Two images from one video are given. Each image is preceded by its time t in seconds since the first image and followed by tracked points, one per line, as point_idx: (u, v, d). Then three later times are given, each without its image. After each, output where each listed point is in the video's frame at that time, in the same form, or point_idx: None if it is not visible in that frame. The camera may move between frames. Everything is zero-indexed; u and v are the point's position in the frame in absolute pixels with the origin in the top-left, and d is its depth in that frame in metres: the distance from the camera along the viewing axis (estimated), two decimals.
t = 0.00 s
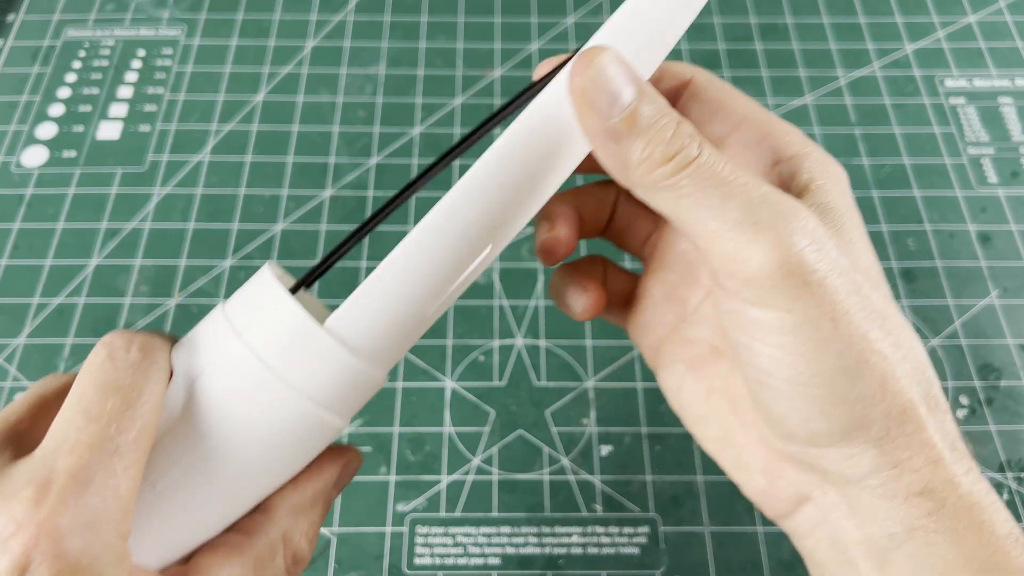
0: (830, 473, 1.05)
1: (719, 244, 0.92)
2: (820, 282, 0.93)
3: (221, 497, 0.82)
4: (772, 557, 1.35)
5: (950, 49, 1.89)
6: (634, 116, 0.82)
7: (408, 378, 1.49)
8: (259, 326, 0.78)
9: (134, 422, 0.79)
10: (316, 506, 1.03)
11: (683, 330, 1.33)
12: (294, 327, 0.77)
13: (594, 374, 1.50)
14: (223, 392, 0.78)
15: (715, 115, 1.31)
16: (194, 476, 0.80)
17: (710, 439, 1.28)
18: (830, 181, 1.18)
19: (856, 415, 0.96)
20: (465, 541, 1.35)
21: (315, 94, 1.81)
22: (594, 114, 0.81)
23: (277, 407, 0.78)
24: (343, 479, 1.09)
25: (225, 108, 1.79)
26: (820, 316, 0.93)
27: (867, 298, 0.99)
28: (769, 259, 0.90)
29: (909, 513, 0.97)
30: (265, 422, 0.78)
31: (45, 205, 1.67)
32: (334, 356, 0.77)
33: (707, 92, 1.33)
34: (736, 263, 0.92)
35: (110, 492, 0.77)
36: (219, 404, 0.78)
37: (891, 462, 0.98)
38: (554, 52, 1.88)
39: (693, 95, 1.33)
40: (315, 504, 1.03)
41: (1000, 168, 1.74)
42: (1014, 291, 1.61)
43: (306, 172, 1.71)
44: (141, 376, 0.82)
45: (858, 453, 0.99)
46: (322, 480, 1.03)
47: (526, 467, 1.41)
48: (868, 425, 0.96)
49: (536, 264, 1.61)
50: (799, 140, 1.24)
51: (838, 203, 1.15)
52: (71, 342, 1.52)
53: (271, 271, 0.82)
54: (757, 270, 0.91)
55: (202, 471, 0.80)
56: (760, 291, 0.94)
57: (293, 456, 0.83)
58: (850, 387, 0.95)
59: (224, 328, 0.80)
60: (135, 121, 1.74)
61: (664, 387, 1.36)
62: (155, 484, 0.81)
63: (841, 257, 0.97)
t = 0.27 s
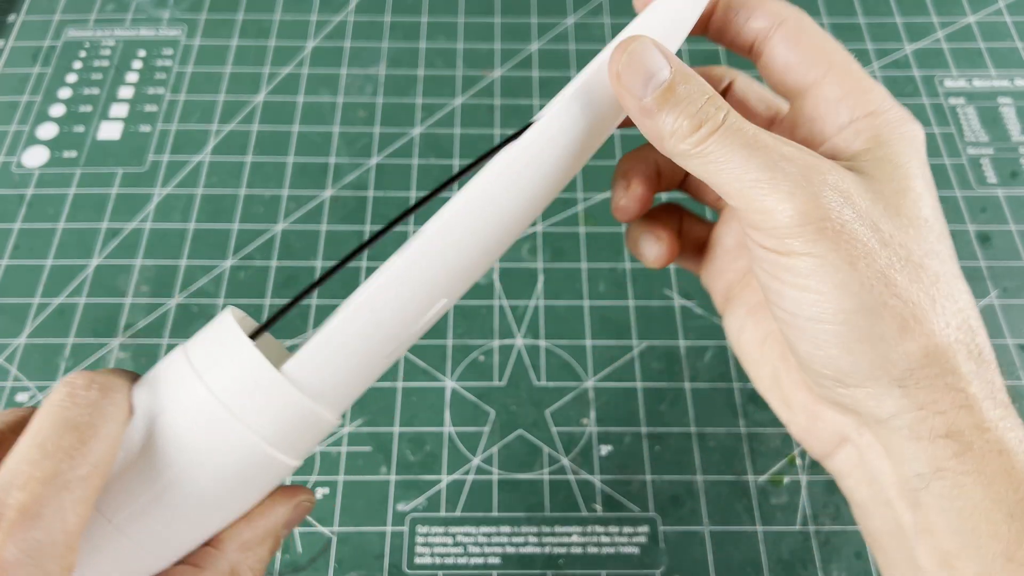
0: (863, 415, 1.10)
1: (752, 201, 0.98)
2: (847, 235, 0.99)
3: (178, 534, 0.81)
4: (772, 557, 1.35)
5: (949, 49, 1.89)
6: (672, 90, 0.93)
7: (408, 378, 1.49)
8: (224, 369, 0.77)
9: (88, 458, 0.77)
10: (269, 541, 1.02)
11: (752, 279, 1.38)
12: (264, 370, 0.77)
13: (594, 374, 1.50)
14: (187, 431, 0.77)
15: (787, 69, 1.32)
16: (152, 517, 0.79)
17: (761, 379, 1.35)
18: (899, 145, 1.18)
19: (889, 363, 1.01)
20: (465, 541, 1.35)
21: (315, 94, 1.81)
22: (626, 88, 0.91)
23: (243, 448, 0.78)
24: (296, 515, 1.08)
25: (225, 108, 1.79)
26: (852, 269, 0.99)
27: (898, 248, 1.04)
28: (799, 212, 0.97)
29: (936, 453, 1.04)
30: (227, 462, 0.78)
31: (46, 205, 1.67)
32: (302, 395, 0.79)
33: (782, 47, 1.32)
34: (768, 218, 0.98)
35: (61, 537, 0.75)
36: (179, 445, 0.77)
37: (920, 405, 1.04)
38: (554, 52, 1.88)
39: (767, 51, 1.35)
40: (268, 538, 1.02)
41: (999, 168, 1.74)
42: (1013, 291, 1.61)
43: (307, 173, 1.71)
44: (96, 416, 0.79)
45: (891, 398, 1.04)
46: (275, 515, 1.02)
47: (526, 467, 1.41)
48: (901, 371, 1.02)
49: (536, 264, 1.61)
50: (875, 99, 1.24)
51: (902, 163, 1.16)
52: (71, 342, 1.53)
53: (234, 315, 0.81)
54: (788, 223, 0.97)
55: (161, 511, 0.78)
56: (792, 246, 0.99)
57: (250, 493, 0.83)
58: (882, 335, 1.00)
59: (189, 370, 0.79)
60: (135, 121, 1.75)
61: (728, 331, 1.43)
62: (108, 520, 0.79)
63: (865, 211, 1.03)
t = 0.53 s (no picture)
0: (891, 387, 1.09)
1: (765, 185, 0.97)
2: (867, 209, 0.94)
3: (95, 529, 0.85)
4: (771, 556, 1.36)
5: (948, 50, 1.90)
6: (684, 85, 1.02)
7: (408, 377, 1.50)
8: (154, 367, 0.82)
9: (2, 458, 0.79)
10: (192, 541, 1.04)
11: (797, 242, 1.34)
12: (192, 370, 0.82)
13: (594, 374, 1.50)
14: (113, 428, 0.81)
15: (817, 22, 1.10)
16: (71, 512, 0.82)
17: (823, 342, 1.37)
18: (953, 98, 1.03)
19: (911, 336, 0.97)
20: (466, 540, 1.36)
21: (316, 95, 1.82)
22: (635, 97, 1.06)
23: (164, 443, 0.83)
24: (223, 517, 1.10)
25: (226, 109, 1.79)
26: (871, 245, 0.94)
27: (925, 216, 0.95)
28: (809, 195, 0.94)
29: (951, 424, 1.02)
30: (145, 456, 0.83)
31: (47, 205, 1.67)
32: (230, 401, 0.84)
33: None
34: (780, 205, 0.97)
35: None
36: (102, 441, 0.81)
37: (948, 377, 0.99)
38: (554, 53, 1.89)
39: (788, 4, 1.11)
40: (190, 538, 1.04)
41: (999, 168, 1.74)
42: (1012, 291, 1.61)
43: (308, 173, 1.71)
44: (10, 414, 0.82)
45: (915, 371, 1.02)
46: (200, 514, 1.04)
47: (526, 466, 1.42)
48: (928, 345, 0.97)
49: (536, 264, 1.62)
50: (930, 36, 1.05)
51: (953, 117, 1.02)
52: (73, 342, 1.53)
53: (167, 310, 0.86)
54: (799, 210, 0.95)
55: (80, 507, 0.82)
56: (806, 230, 0.97)
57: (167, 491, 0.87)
58: (905, 311, 0.95)
59: (116, 366, 0.82)
60: (136, 122, 1.75)
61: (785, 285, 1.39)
62: (28, 520, 0.82)
63: (893, 179, 0.96)
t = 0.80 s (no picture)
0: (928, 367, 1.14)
1: (810, 181, 1.02)
2: (913, 204, 0.98)
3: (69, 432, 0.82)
4: (771, 556, 1.36)
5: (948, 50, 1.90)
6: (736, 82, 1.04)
7: (408, 377, 1.50)
8: (173, 279, 0.75)
9: None
10: (160, 453, 1.07)
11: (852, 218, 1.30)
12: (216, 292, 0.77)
13: (594, 374, 1.51)
14: (109, 334, 0.75)
15: (864, 30, 1.12)
16: (50, 416, 0.78)
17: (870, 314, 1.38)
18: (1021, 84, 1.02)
19: (951, 325, 1.03)
20: (465, 539, 1.36)
21: (316, 95, 1.82)
22: (691, 94, 1.09)
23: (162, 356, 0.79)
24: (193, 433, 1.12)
25: (226, 109, 1.79)
26: (914, 239, 0.99)
27: (973, 204, 0.99)
28: (855, 191, 0.98)
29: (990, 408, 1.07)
30: (134, 367, 0.79)
31: (47, 205, 1.67)
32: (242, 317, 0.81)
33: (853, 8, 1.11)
34: (824, 200, 1.01)
35: None
36: (97, 345, 0.75)
37: (987, 361, 1.04)
38: (554, 53, 1.89)
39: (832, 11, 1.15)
40: (159, 450, 1.06)
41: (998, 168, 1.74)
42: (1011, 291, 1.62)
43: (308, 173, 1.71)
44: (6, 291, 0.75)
45: (949, 355, 1.08)
46: (174, 425, 1.07)
47: (526, 466, 1.42)
48: (966, 332, 1.03)
49: (536, 264, 1.62)
50: (990, 19, 1.06)
51: (1013, 103, 1.02)
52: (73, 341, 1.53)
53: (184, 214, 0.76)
54: (844, 206, 0.99)
55: (62, 412, 0.78)
56: (853, 226, 1.01)
57: (148, 397, 0.85)
58: (945, 301, 1.01)
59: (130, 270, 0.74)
60: (137, 122, 1.75)
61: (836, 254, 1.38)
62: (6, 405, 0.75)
63: (943, 171, 0.99)
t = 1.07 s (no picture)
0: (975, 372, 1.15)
1: (874, 184, 1.05)
2: (970, 209, 1.00)
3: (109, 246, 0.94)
4: (770, 555, 1.36)
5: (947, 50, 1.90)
6: (806, 101, 1.10)
7: (408, 377, 1.50)
8: (228, 130, 0.89)
9: (70, 129, 0.85)
10: (174, 290, 1.08)
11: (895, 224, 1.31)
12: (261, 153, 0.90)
13: (594, 374, 1.51)
14: (166, 162, 0.88)
15: (938, 48, 1.13)
16: (101, 211, 0.89)
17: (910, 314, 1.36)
18: None
19: (997, 328, 1.02)
20: (466, 539, 1.36)
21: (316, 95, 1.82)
22: (773, 102, 1.15)
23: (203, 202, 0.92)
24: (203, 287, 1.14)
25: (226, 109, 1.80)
26: (968, 242, 1.00)
27: None
28: (919, 196, 1.01)
29: None
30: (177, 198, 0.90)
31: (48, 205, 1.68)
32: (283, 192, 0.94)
33: (933, 26, 1.12)
34: (888, 202, 1.04)
35: (62, 137, 0.85)
36: (156, 171, 0.88)
37: None
38: (554, 54, 1.89)
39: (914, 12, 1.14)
40: (173, 288, 1.07)
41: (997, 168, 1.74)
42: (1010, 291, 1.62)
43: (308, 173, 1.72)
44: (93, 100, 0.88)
45: (1006, 367, 1.06)
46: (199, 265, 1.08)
47: (526, 466, 1.42)
48: (1013, 336, 1.02)
49: (536, 264, 1.62)
50: None
51: None
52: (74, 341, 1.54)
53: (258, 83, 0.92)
54: (906, 209, 1.02)
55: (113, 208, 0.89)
56: (914, 230, 1.03)
57: (185, 241, 0.98)
58: (993, 305, 1.01)
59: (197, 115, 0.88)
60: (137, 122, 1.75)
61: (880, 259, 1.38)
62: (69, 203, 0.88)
63: (1001, 179, 1.02)
